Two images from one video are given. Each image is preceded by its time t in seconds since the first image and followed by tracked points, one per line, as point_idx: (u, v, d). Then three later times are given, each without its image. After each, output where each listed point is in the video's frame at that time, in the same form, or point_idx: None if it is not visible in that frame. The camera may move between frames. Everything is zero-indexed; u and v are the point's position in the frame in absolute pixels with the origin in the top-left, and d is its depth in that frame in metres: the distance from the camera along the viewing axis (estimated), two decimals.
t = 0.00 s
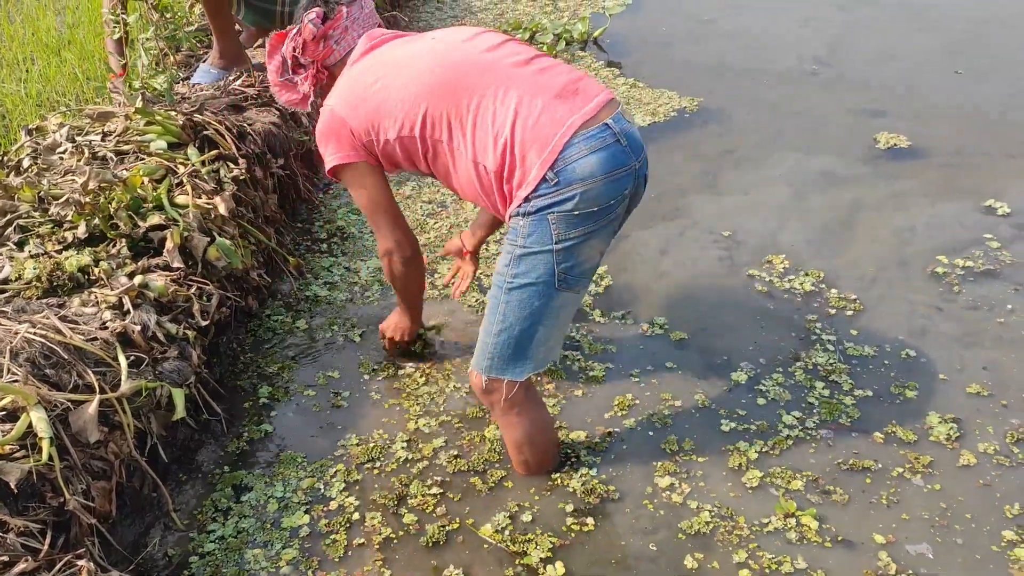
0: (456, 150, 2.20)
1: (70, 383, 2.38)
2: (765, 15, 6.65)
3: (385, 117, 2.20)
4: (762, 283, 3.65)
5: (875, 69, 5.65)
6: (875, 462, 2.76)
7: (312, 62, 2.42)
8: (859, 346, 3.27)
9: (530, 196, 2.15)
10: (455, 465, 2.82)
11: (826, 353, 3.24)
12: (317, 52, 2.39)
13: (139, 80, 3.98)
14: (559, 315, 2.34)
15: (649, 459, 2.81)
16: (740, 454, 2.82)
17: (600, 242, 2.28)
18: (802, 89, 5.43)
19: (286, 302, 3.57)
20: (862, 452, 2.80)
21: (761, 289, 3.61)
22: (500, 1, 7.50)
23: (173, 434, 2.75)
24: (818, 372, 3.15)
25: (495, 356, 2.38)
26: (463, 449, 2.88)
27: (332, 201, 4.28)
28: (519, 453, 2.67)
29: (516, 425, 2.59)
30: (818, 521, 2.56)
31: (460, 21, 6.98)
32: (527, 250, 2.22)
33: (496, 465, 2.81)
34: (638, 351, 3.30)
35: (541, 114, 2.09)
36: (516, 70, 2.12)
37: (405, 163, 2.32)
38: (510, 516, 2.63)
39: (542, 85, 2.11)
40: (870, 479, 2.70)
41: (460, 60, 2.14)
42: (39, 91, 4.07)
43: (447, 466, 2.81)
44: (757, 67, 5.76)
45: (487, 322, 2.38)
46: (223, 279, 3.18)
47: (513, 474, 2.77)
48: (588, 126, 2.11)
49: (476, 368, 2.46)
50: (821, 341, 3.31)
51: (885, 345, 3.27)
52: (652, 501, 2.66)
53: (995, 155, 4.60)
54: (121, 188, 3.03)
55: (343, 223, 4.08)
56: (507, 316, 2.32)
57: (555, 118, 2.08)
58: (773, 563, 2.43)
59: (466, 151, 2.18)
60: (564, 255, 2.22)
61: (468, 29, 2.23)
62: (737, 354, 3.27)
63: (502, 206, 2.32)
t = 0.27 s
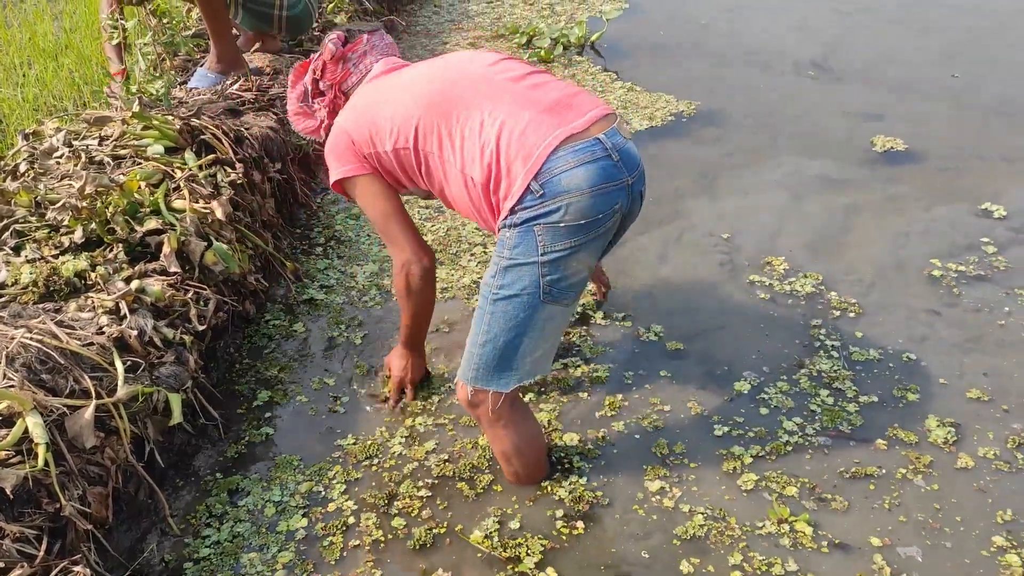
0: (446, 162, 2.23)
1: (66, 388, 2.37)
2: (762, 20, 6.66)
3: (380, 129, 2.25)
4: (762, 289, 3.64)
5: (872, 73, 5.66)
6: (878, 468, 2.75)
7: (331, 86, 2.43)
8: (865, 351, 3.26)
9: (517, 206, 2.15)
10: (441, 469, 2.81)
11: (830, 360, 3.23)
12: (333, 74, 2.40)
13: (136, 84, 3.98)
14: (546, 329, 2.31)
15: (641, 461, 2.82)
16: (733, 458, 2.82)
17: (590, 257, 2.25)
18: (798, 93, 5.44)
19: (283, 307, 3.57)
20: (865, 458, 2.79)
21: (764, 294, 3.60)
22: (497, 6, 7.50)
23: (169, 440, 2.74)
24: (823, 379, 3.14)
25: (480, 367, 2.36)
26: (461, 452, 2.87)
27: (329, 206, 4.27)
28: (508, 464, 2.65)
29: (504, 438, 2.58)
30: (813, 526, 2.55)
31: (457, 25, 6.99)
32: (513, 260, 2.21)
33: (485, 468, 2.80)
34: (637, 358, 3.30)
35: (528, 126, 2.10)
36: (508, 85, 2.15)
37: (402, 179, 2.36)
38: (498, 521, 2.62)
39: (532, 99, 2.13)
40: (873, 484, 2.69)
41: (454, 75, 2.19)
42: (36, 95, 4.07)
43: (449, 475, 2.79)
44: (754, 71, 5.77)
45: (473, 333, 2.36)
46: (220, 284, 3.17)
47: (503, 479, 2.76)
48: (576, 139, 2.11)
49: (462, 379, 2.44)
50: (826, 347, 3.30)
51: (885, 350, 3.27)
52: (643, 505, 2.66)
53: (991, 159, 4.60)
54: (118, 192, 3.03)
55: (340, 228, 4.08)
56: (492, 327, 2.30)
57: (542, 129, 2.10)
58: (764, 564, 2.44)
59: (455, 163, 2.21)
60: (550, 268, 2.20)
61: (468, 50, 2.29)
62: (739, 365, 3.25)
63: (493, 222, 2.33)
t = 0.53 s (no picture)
0: (442, 168, 2.22)
1: (61, 393, 2.36)
2: (759, 24, 6.67)
3: (377, 137, 2.26)
4: (759, 296, 3.63)
5: (869, 77, 5.68)
6: (877, 475, 2.75)
7: (326, 99, 2.46)
8: (866, 357, 3.26)
9: (515, 209, 2.15)
10: (427, 475, 2.81)
11: (830, 367, 3.22)
12: (326, 87, 2.43)
13: (133, 89, 3.98)
14: (545, 331, 2.30)
15: (630, 463, 2.83)
16: (723, 460, 2.83)
17: (588, 258, 2.25)
18: (795, 97, 5.45)
19: (279, 311, 3.56)
20: (865, 465, 2.79)
21: (761, 302, 3.59)
22: (494, 9, 7.51)
23: (165, 444, 2.74)
24: (822, 386, 3.14)
25: (479, 369, 2.36)
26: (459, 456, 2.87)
27: (326, 209, 4.27)
28: (507, 467, 2.67)
29: (503, 440, 2.59)
30: (805, 530, 2.56)
31: (454, 29, 7.00)
32: (512, 262, 2.20)
33: (472, 473, 2.80)
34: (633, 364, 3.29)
35: (524, 130, 2.10)
36: (503, 90, 2.15)
37: (400, 187, 2.36)
38: (488, 526, 2.62)
39: (527, 102, 2.13)
40: (870, 491, 2.69)
41: (449, 82, 2.20)
42: (32, 100, 4.07)
43: (450, 482, 2.77)
44: (750, 75, 5.78)
45: (472, 335, 2.36)
46: (217, 287, 3.16)
47: (496, 484, 2.76)
48: (572, 141, 2.10)
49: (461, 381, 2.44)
50: (825, 354, 3.29)
51: (885, 356, 3.27)
52: (631, 507, 2.67)
53: (987, 163, 4.62)
54: (114, 197, 3.02)
55: (337, 231, 4.08)
56: (491, 329, 2.30)
57: (537, 132, 2.09)
58: (754, 565, 2.46)
59: (452, 168, 2.21)
60: (549, 270, 2.19)
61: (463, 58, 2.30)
62: (737, 369, 3.25)
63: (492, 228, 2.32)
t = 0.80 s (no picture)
0: (439, 172, 2.22)
1: (58, 397, 2.36)
2: (755, 27, 6.69)
3: (374, 143, 2.25)
4: (757, 300, 3.63)
5: (864, 81, 5.69)
6: (871, 478, 2.75)
7: (315, 102, 2.48)
8: (860, 363, 3.26)
9: (516, 210, 2.14)
10: (415, 478, 2.81)
11: (826, 370, 3.23)
12: (314, 91, 2.45)
13: (129, 93, 3.98)
14: (547, 331, 2.30)
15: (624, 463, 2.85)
16: (716, 459, 2.85)
17: (590, 256, 2.25)
18: (791, 101, 5.46)
19: (277, 315, 3.56)
20: (863, 468, 2.80)
21: (760, 306, 3.59)
22: (491, 13, 7.52)
23: (162, 448, 2.73)
24: (818, 390, 3.14)
25: (481, 370, 2.35)
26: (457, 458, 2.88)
27: (323, 213, 4.27)
28: (508, 469, 2.67)
29: (503, 442, 2.59)
30: (795, 531, 2.57)
31: (451, 34, 7.01)
32: (515, 263, 2.20)
33: (462, 477, 2.80)
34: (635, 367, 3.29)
35: (521, 132, 2.10)
36: (499, 92, 2.15)
37: (397, 194, 2.36)
38: (477, 531, 2.61)
39: (522, 104, 2.13)
40: (862, 495, 2.69)
41: (443, 85, 2.20)
42: (29, 103, 4.07)
43: (442, 487, 2.77)
44: (746, 79, 5.79)
45: (474, 336, 2.35)
46: (213, 291, 3.16)
47: (493, 485, 2.77)
48: (570, 141, 2.10)
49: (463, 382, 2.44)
50: (819, 359, 3.29)
51: (883, 361, 3.27)
52: (621, 508, 2.69)
53: (984, 167, 4.63)
54: (111, 200, 2.99)
55: (334, 235, 4.08)
56: (493, 330, 2.29)
57: (535, 134, 2.09)
58: (742, 563, 2.48)
59: (450, 172, 2.20)
60: (551, 270, 2.19)
61: (456, 61, 2.30)
62: (740, 373, 3.25)
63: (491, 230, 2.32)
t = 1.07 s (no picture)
0: (441, 172, 2.22)
1: (56, 401, 2.36)
2: (753, 31, 6.71)
3: (372, 143, 2.24)
4: (757, 304, 3.63)
5: (861, 85, 5.71)
6: (869, 481, 2.76)
7: (307, 97, 2.45)
8: (862, 366, 3.26)
9: (518, 210, 2.16)
10: (407, 480, 2.82)
11: (828, 375, 3.23)
12: (309, 84, 2.42)
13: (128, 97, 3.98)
14: (549, 331, 2.32)
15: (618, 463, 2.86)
16: (708, 464, 2.86)
17: (591, 255, 2.27)
18: (788, 105, 5.48)
19: (275, 318, 3.56)
20: (861, 472, 2.80)
21: (760, 311, 3.59)
22: (489, 17, 7.54)
23: (159, 452, 2.72)
24: (821, 396, 3.14)
25: (484, 369, 2.36)
26: (453, 464, 2.88)
27: (321, 216, 4.28)
28: (509, 470, 2.66)
29: (505, 442, 2.58)
30: (789, 533, 2.58)
31: (450, 37, 7.02)
32: (517, 263, 2.21)
33: (459, 479, 2.81)
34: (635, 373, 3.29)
35: (524, 132, 2.12)
36: (500, 92, 2.17)
37: (395, 194, 2.36)
38: (468, 536, 2.62)
39: (524, 103, 2.15)
40: (859, 498, 2.70)
41: (443, 84, 2.20)
42: (26, 107, 4.07)
43: (433, 492, 2.77)
44: (744, 83, 5.80)
45: (477, 337, 2.36)
46: (211, 295, 3.16)
47: (491, 489, 2.77)
48: (571, 141, 2.13)
49: (466, 384, 2.45)
50: (822, 363, 3.30)
51: (881, 364, 3.28)
52: (615, 509, 2.70)
53: (980, 171, 4.64)
54: (109, 204, 3.00)
55: (332, 238, 4.09)
56: (496, 330, 2.30)
57: (538, 134, 2.11)
58: (733, 563, 2.50)
59: (451, 173, 2.21)
60: (554, 270, 2.21)
61: (452, 60, 2.30)
62: (740, 381, 3.24)
63: (491, 230, 2.33)
